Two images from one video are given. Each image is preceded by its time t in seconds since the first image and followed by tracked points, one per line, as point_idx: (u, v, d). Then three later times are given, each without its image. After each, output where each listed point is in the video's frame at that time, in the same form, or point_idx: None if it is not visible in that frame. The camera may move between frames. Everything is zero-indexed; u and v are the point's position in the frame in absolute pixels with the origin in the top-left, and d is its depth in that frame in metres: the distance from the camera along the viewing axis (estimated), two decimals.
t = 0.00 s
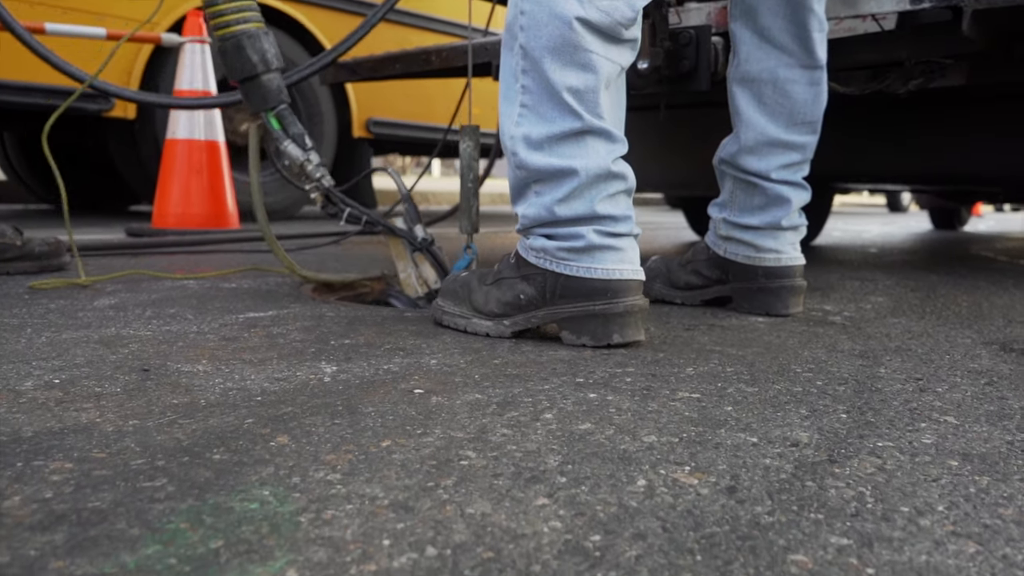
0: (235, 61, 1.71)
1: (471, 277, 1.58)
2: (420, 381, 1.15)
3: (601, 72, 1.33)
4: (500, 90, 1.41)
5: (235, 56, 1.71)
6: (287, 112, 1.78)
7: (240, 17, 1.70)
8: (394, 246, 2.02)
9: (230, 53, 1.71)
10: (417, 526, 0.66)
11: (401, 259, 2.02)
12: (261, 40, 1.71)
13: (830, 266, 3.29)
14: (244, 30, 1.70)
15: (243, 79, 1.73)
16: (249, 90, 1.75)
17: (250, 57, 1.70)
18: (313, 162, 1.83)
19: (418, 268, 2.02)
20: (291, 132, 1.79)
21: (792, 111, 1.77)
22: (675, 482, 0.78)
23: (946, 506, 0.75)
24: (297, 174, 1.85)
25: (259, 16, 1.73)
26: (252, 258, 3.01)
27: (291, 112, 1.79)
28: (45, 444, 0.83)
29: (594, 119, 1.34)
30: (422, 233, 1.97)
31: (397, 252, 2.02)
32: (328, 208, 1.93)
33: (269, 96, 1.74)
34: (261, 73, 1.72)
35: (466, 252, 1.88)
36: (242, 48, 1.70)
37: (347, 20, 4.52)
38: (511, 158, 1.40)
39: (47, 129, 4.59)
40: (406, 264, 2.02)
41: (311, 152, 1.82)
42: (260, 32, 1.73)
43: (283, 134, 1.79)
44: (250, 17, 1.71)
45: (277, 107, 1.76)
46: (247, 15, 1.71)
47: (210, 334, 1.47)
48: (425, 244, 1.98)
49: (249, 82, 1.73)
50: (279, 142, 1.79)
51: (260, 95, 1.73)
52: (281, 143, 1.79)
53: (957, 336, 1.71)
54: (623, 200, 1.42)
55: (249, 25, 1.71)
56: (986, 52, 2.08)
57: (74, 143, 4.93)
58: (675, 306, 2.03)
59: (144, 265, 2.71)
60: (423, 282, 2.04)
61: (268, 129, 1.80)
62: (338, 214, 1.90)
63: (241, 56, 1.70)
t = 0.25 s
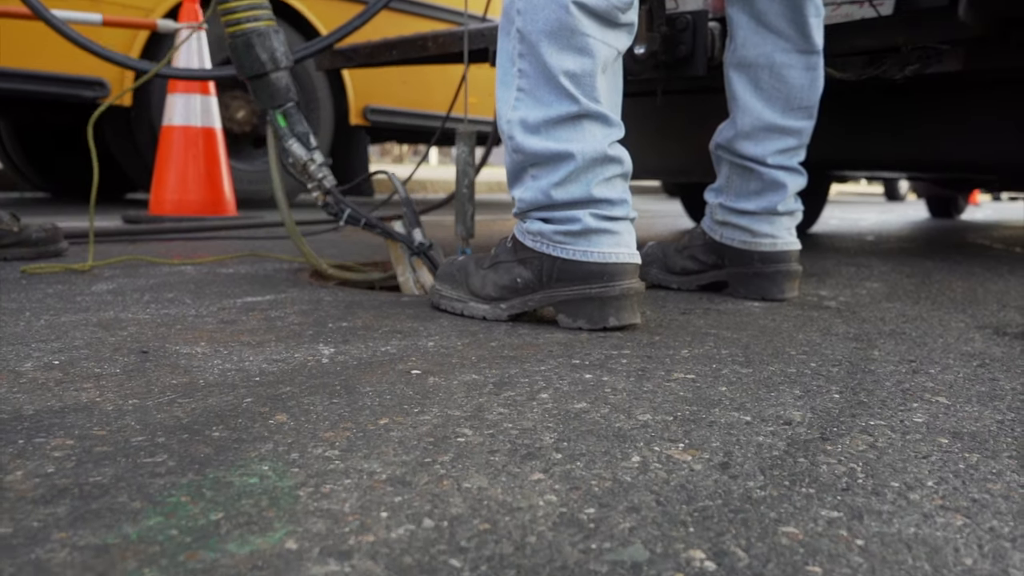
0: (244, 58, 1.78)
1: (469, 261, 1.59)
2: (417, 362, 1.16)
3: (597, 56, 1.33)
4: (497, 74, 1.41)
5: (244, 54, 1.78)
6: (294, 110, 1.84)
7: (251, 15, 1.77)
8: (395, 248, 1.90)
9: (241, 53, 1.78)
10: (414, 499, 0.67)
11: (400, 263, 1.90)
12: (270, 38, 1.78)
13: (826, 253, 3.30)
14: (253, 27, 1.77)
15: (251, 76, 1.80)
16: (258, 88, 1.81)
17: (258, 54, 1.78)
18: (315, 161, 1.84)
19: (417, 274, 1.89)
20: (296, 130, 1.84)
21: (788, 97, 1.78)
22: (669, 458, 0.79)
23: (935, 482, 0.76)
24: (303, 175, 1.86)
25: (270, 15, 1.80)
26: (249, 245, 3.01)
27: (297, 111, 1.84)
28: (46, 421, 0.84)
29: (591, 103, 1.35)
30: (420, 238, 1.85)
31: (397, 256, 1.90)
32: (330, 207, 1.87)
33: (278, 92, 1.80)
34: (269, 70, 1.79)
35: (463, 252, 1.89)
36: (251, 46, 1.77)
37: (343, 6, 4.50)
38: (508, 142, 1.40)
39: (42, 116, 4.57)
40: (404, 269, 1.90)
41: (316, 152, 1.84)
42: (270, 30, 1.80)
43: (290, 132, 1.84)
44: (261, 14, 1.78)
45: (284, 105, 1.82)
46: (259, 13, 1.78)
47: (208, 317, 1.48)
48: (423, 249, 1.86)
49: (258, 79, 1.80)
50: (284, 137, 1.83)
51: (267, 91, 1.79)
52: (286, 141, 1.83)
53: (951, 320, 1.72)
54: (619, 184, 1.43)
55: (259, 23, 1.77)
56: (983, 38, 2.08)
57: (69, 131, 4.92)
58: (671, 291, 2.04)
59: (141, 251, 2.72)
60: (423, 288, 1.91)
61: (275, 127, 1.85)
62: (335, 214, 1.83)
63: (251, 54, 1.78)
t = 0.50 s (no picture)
0: (260, 55, 1.76)
1: (467, 242, 1.60)
2: (417, 340, 1.17)
3: (595, 36, 1.34)
4: (495, 55, 1.42)
5: (261, 50, 1.75)
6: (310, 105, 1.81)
7: (268, 12, 1.74)
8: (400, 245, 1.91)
9: (257, 49, 1.76)
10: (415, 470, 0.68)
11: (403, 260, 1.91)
12: (286, 35, 1.75)
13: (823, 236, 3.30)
14: (269, 24, 1.74)
15: (268, 71, 1.78)
16: (274, 83, 1.79)
17: (273, 52, 1.75)
18: (328, 157, 1.85)
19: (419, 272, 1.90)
20: (311, 125, 1.82)
21: (786, 78, 1.78)
22: (665, 431, 0.80)
23: (928, 453, 0.77)
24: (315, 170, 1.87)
25: (286, 12, 1.77)
26: (248, 229, 3.01)
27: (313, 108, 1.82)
28: (51, 397, 0.85)
29: (590, 84, 1.35)
30: (423, 239, 1.86)
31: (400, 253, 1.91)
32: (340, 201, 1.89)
33: (294, 88, 1.79)
34: (284, 67, 1.77)
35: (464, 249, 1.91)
36: (267, 43, 1.74)
37: None
38: (506, 123, 1.41)
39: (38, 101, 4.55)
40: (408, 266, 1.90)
41: (329, 147, 1.85)
42: (287, 27, 1.76)
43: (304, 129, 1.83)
44: (277, 11, 1.75)
45: (299, 101, 1.79)
46: (275, 10, 1.75)
47: (208, 298, 1.49)
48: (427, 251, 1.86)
49: (274, 75, 1.78)
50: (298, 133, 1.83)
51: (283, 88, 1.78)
52: (299, 135, 1.83)
53: (947, 300, 1.73)
54: (617, 164, 1.43)
55: (276, 20, 1.75)
56: (982, 19, 2.08)
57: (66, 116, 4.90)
58: (669, 273, 2.05)
59: (140, 235, 2.72)
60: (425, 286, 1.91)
61: (290, 120, 1.84)
62: (342, 210, 1.85)
63: (267, 50, 1.75)
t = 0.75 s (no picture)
0: (270, 50, 1.75)
1: (466, 225, 1.60)
2: (416, 322, 1.17)
3: (593, 18, 1.33)
4: (493, 37, 1.41)
5: (271, 46, 1.75)
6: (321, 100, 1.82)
7: (277, 9, 1.73)
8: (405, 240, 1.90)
9: (267, 43, 1.75)
10: (415, 446, 0.69)
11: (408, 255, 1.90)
12: (296, 32, 1.74)
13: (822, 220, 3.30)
14: (278, 21, 1.73)
15: (278, 66, 1.77)
16: (285, 79, 1.80)
17: (283, 48, 1.74)
18: (337, 153, 1.84)
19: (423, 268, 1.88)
20: (320, 121, 1.82)
21: (785, 60, 1.77)
22: (663, 409, 0.81)
23: (923, 430, 0.77)
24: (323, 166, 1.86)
25: (296, 7, 1.75)
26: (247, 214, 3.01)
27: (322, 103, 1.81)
28: (52, 377, 0.85)
29: (588, 66, 1.35)
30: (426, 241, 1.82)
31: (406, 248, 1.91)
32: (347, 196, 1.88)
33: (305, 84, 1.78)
34: (294, 63, 1.76)
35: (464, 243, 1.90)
36: (277, 39, 1.73)
37: None
38: (504, 105, 1.41)
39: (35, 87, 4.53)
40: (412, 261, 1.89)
41: (338, 143, 1.85)
42: (297, 23, 1.75)
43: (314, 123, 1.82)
44: (287, 7, 1.73)
45: (308, 96, 1.80)
46: (285, 6, 1.73)
47: (208, 282, 1.49)
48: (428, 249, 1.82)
49: (285, 71, 1.78)
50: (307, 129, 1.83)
51: (293, 84, 1.78)
52: (309, 130, 1.83)
53: (945, 283, 1.74)
54: (615, 147, 1.43)
55: (285, 16, 1.73)
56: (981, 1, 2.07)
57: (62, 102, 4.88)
58: (667, 256, 2.05)
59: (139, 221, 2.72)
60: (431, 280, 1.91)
61: (300, 115, 1.84)
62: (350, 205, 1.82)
63: (277, 46, 1.74)
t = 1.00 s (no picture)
0: (286, 41, 1.76)
1: (465, 210, 1.60)
2: (416, 305, 1.18)
3: (593, 2, 1.33)
4: (493, 22, 1.41)
5: (287, 36, 1.75)
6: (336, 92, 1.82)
7: None
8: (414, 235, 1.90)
9: (283, 34, 1.76)
10: (414, 425, 0.69)
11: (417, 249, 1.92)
12: (313, 23, 1.75)
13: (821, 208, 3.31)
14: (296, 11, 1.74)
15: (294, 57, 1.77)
16: (301, 71, 1.80)
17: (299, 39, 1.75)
18: (352, 146, 1.84)
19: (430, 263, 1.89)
20: (335, 114, 1.82)
21: (785, 46, 1.77)
22: (661, 390, 0.81)
23: (918, 410, 0.78)
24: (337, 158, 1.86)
25: None
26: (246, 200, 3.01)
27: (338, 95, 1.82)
28: (53, 358, 0.86)
29: (588, 51, 1.35)
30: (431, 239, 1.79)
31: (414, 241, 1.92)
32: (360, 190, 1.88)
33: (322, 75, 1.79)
34: (310, 55, 1.76)
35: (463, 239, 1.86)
36: (294, 30, 1.74)
37: None
38: (505, 90, 1.41)
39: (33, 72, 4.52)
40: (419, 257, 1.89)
41: (352, 136, 1.84)
42: (313, 13, 1.76)
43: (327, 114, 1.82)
44: None
45: (325, 88, 1.80)
46: None
47: (208, 266, 1.49)
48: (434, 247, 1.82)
49: (300, 63, 1.78)
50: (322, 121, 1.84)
51: (309, 75, 1.78)
52: (324, 123, 1.82)
53: (943, 269, 1.74)
54: (615, 131, 1.44)
55: (302, 6, 1.74)
56: None
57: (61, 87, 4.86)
58: (667, 242, 2.05)
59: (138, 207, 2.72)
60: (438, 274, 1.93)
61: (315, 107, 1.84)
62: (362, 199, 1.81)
63: (294, 37, 1.74)
